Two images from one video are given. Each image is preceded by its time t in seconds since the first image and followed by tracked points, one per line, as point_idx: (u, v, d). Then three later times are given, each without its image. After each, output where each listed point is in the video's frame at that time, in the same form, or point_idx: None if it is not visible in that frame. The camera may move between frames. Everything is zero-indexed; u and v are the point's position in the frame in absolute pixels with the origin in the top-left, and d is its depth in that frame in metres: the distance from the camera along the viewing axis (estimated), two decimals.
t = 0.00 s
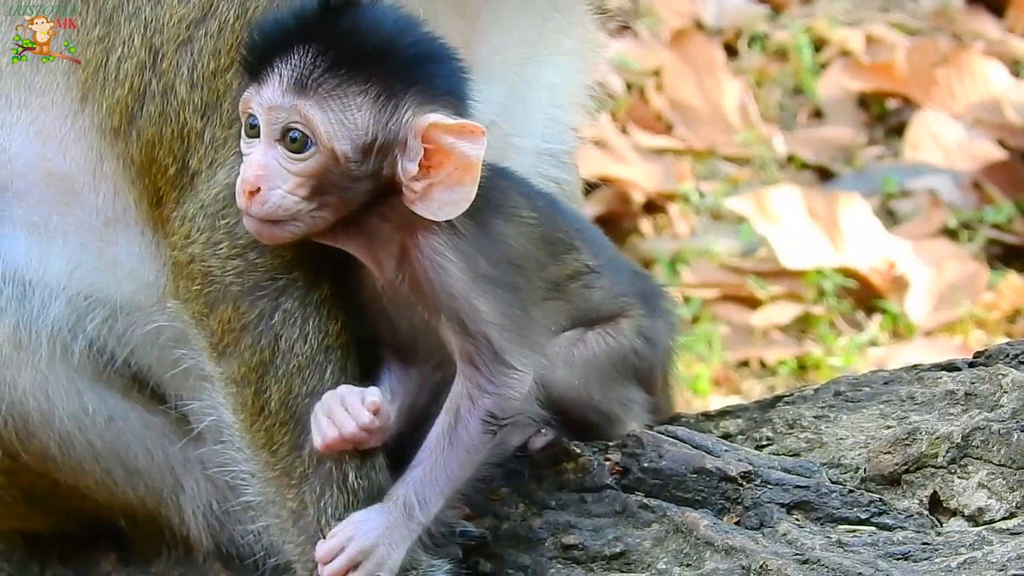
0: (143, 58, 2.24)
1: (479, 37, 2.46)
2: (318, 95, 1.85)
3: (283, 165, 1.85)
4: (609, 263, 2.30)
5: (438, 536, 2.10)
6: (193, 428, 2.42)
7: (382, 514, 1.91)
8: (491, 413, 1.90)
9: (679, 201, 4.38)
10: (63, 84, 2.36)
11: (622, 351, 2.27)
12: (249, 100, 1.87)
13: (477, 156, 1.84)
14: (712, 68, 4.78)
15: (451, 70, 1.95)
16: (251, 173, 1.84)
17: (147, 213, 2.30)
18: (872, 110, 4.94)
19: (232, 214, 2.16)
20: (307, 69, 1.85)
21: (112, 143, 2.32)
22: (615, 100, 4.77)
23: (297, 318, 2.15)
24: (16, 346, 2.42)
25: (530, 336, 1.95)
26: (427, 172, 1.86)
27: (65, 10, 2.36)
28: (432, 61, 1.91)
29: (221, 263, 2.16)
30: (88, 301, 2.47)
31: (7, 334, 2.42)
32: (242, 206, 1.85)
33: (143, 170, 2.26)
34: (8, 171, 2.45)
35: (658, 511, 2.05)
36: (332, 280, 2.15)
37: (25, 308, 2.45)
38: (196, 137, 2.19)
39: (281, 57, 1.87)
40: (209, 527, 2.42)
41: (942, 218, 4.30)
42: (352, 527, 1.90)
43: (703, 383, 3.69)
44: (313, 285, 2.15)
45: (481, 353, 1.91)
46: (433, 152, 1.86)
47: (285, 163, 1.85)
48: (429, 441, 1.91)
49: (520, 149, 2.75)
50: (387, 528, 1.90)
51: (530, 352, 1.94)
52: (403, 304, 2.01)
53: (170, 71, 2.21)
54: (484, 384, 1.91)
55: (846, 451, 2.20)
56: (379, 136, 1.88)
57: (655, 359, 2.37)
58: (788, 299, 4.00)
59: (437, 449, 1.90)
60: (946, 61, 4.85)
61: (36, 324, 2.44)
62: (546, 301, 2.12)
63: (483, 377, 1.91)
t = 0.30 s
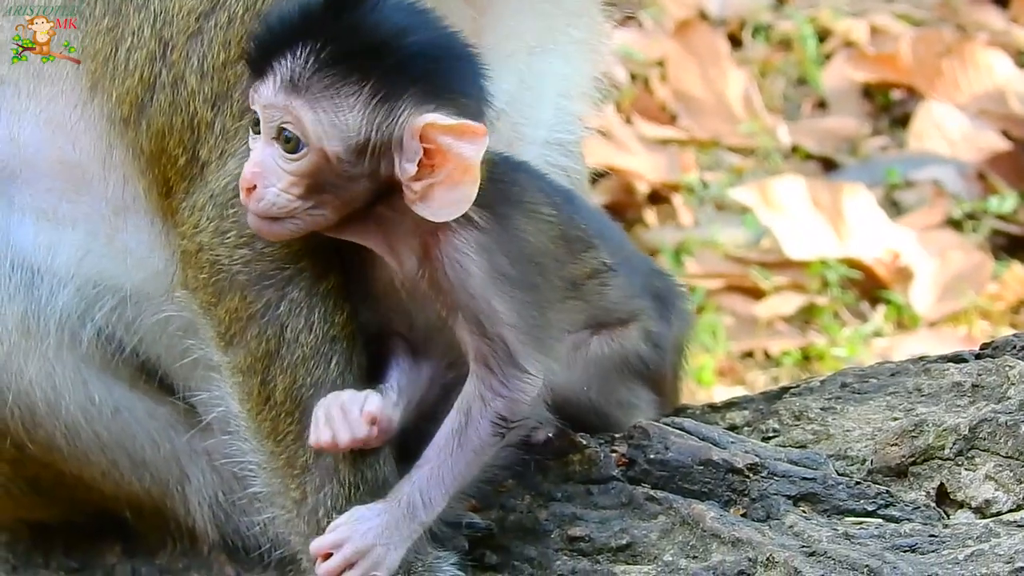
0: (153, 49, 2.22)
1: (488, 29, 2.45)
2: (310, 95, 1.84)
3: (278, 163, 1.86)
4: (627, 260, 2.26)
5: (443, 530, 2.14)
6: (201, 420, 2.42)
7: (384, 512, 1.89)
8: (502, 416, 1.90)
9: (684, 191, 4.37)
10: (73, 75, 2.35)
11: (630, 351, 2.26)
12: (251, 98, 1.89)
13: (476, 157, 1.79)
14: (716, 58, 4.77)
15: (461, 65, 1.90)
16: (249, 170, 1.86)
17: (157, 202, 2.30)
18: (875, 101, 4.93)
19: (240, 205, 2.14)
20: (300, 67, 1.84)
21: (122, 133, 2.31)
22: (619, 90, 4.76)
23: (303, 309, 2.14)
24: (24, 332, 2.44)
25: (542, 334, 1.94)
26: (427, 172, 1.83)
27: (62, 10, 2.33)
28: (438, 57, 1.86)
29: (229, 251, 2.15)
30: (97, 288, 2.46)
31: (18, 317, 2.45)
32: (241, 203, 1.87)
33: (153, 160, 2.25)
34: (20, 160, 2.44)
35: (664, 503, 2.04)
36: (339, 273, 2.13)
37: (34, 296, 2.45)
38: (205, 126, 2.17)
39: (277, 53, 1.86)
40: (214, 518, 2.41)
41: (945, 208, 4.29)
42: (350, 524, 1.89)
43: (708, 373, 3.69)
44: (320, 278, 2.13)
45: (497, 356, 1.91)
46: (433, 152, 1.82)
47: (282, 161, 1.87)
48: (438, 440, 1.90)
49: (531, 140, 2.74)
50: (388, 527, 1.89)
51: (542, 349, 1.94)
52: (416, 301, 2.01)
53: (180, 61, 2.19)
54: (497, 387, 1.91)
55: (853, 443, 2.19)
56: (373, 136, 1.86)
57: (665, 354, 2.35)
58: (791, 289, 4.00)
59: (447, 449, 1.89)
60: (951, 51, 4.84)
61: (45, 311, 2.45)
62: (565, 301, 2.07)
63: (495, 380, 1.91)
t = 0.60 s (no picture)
0: (155, 46, 2.22)
1: (498, 26, 2.44)
2: (341, 169, 1.77)
3: (311, 236, 1.79)
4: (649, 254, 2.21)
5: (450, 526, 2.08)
6: (210, 414, 2.41)
7: (394, 523, 1.85)
8: (523, 452, 1.88)
9: (690, 184, 4.39)
10: (75, 76, 2.35)
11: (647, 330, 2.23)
12: (280, 169, 1.80)
13: (508, 226, 1.76)
14: (723, 52, 4.78)
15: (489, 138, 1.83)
16: (280, 243, 1.78)
17: (160, 197, 2.29)
18: (882, 95, 4.91)
19: (244, 200, 2.13)
20: (328, 143, 1.77)
21: (125, 128, 2.30)
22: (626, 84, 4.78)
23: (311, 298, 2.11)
24: (31, 320, 2.45)
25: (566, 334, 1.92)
26: (458, 243, 1.78)
27: (63, 11, 2.32)
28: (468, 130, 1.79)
29: (234, 245, 2.15)
30: (105, 278, 2.48)
31: (24, 308, 2.45)
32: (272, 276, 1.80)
33: (156, 156, 2.24)
34: (24, 151, 2.45)
35: (670, 497, 2.05)
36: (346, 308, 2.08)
37: (42, 284, 2.47)
38: (208, 122, 2.17)
39: (306, 124, 1.79)
40: (220, 510, 2.40)
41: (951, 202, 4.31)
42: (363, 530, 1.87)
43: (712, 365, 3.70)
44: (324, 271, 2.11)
45: (525, 398, 1.88)
46: (466, 224, 1.77)
47: (314, 236, 1.79)
48: (457, 458, 1.88)
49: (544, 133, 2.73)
50: (400, 535, 1.85)
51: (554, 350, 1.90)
52: (442, 363, 1.94)
53: (182, 58, 2.19)
54: (523, 424, 1.88)
55: (860, 437, 2.18)
56: (406, 212, 1.80)
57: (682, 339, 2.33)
58: (799, 284, 3.99)
59: (464, 471, 1.87)
60: (957, 46, 4.84)
61: (53, 300, 2.47)
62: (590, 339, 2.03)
63: (521, 418, 1.88)
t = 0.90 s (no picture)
0: (146, 42, 2.20)
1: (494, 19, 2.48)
2: (443, 155, 1.98)
3: (417, 220, 2.02)
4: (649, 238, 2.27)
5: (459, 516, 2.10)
6: (217, 408, 2.42)
7: (413, 515, 1.98)
8: (547, 456, 2.00)
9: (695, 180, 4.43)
10: (75, 73, 2.37)
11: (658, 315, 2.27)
12: (385, 152, 2.02)
13: (611, 210, 1.91)
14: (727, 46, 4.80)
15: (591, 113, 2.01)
16: (386, 225, 2.00)
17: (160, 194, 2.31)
18: (886, 90, 4.90)
19: (244, 196, 2.15)
20: (434, 130, 1.98)
21: (120, 121, 2.31)
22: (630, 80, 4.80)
23: (316, 293, 2.16)
24: (35, 301, 2.43)
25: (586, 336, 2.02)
26: (560, 224, 1.93)
27: (65, 11, 2.33)
28: (571, 111, 1.98)
29: (235, 243, 2.15)
30: (109, 259, 2.48)
31: (29, 287, 2.43)
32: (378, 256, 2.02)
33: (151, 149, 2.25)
34: (26, 133, 2.46)
35: (677, 489, 2.05)
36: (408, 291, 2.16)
37: (45, 263, 2.45)
38: (203, 121, 2.17)
39: (411, 111, 2.00)
40: (227, 501, 2.40)
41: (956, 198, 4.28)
42: (380, 515, 1.99)
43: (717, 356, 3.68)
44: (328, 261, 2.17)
45: (555, 401, 2.00)
46: (568, 205, 1.93)
47: (420, 218, 2.02)
48: (482, 458, 2.01)
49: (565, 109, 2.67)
50: (417, 522, 1.98)
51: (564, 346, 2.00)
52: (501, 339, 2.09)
53: (174, 55, 2.18)
54: (550, 429, 2.00)
55: (865, 430, 2.18)
56: (509, 194, 2.00)
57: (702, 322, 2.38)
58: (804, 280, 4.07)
59: (488, 469, 2.00)
60: (962, 40, 4.87)
61: (54, 279, 2.45)
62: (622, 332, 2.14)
63: (550, 421, 2.00)
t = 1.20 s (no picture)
0: (147, 38, 2.21)
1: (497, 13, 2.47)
2: (444, 111, 2.01)
3: (407, 176, 2.03)
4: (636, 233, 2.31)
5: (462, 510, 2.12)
6: (218, 403, 2.44)
7: (420, 506, 2.01)
8: (540, 431, 2.10)
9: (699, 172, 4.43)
10: (77, 74, 2.38)
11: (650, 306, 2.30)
12: (377, 106, 2.03)
13: (598, 178, 1.99)
14: (732, 39, 4.80)
15: (580, 84, 2.08)
16: (376, 180, 2.02)
17: (164, 187, 2.32)
18: (892, 82, 4.89)
19: (249, 187, 2.15)
20: (434, 86, 2.00)
21: (121, 117, 2.33)
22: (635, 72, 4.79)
23: (322, 285, 2.16)
24: (35, 299, 2.43)
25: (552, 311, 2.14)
26: (548, 190, 2.02)
27: (63, 11, 2.34)
28: (565, 80, 2.05)
29: (239, 235, 2.15)
30: (106, 257, 2.48)
31: (27, 286, 2.43)
32: (364, 211, 2.03)
33: (154, 144, 2.27)
34: (26, 131, 2.46)
35: (679, 484, 2.05)
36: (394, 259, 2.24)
37: (43, 263, 2.45)
38: (206, 114, 2.18)
39: (410, 67, 2.02)
40: (229, 496, 2.40)
41: (961, 189, 4.28)
42: (385, 509, 2.01)
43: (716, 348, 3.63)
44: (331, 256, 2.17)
45: (540, 377, 2.11)
46: (556, 172, 2.01)
47: (409, 174, 2.04)
48: (478, 442, 2.08)
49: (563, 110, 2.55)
50: (424, 516, 2.01)
51: (542, 334, 2.12)
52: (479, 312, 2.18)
53: (175, 49, 2.19)
54: (540, 407, 2.10)
55: (868, 425, 2.18)
56: (503, 155, 2.05)
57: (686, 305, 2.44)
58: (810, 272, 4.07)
59: (486, 451, 2.07)
60: (967, 32, 4.86)
61: (53, 277, 2.45)
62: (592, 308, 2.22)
63: (540, 401, 2.10)
